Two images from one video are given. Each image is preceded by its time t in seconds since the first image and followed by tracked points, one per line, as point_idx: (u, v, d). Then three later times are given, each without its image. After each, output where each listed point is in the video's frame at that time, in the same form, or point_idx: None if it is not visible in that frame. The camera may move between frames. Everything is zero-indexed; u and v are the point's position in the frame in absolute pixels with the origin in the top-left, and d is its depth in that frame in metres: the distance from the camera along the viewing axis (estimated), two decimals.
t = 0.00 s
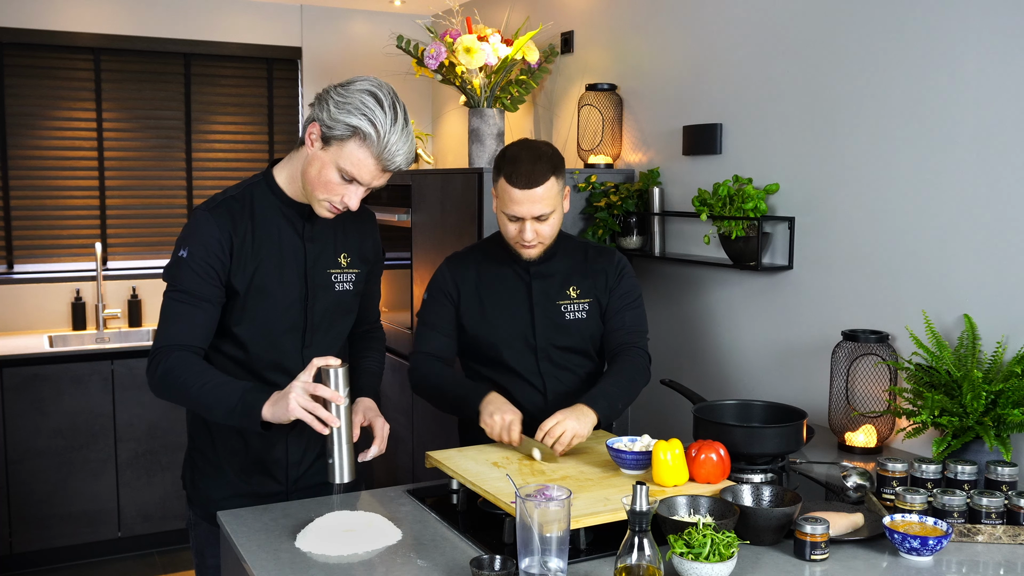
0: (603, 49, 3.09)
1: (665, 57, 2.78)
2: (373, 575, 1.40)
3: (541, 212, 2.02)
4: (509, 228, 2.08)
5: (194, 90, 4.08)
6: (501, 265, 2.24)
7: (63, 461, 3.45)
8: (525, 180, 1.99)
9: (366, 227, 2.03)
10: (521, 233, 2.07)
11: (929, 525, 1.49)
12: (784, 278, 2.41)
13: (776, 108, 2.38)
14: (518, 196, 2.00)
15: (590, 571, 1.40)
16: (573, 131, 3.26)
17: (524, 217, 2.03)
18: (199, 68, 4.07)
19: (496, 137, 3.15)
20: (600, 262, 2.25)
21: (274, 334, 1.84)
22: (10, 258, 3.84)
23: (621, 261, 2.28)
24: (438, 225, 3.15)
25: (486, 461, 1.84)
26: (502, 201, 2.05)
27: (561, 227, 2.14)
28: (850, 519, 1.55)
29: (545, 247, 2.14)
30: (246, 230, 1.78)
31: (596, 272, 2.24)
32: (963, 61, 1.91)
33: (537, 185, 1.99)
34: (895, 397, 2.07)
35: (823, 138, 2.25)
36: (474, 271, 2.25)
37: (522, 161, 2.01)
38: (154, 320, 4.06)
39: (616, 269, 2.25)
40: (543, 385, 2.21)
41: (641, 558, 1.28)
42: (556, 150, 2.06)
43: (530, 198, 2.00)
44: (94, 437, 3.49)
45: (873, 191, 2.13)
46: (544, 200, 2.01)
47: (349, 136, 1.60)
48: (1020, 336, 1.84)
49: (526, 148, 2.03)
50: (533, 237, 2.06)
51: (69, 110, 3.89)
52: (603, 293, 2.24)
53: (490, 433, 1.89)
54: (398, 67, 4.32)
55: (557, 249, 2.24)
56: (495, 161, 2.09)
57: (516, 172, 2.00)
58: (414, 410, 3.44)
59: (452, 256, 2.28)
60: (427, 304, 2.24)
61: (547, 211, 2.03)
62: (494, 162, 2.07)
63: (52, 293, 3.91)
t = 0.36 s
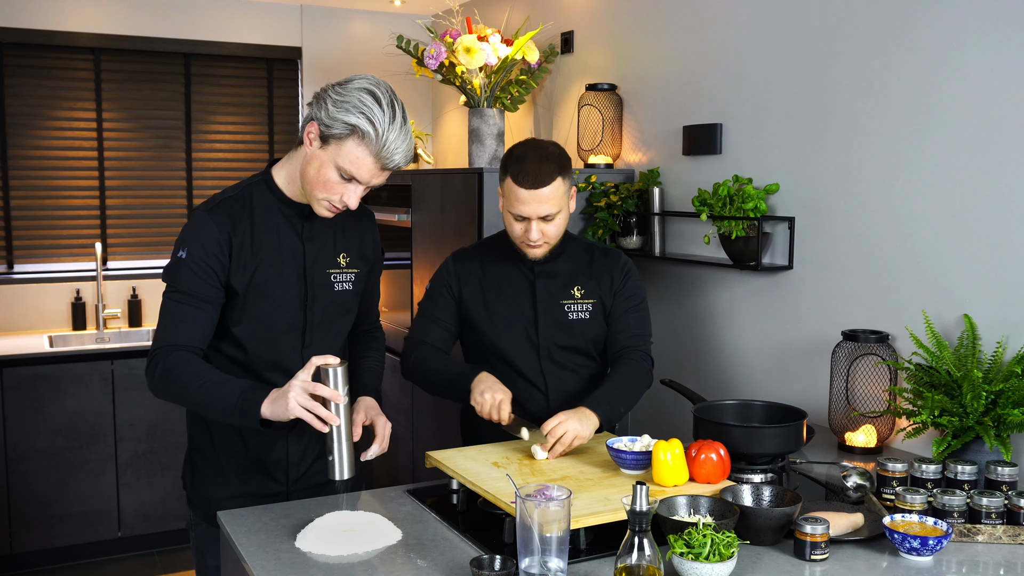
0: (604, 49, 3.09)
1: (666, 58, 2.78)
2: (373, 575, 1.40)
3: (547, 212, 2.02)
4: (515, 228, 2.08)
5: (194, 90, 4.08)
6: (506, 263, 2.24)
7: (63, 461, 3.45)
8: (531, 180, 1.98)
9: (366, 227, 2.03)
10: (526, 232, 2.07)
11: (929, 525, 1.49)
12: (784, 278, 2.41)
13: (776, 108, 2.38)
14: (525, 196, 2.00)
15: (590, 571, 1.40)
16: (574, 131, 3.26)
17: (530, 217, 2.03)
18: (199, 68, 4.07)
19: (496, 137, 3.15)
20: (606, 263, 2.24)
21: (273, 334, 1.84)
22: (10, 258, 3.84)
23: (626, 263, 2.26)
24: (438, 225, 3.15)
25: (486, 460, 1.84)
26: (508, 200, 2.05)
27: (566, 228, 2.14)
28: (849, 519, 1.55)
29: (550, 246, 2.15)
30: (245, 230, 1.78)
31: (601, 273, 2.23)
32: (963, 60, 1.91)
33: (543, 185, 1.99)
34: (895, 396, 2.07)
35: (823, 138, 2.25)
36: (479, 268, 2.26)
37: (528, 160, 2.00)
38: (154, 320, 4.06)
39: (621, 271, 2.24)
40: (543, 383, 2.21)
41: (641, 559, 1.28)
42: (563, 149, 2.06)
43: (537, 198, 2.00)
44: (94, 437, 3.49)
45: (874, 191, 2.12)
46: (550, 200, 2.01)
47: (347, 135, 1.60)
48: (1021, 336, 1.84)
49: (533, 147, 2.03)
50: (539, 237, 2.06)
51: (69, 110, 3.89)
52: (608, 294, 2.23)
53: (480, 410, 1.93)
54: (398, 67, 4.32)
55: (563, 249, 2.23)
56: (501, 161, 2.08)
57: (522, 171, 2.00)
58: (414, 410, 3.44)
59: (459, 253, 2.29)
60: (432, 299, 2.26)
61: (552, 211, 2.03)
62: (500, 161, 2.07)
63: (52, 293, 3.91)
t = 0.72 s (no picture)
0: (604, 49, 3.09)
1: (666, 58, 2.78)
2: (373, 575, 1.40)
3: (551, 211, 2.02)
4: (518, 227, 2.08)
5: (194, 90, 4.08)
6: (508, 263, 2.24)
7: (63, 461, 3.45)
8: (536, 179, 1.99)
9: (364, 226, 2.02)
10: (530, 231, 2.07)
11: (929, 525, 1.49)
12: (784, 278, 2.41)
13: (776, 109, 2.38)
14: (529, 195, 2.00)
15: (590, 571, 1.40)
16: (573, 131, 3.26)
17: (534, 215, 2.04)
18: (199, 68, 4.07)
19: (496, 137, 3.15)
20: (608, 264, 2.24)
21: (273, 334, 1.84)
22: (10, 258, 3.84)
23: (629, 264, 2.27)
24: (438, 225, 3.16)
25: (486, 460, 1.84)
26: (512, 198, 2.05)
27: (570, 227, 2.14)
28: (850, 519, 1.55)
29: (553, 246, 2.15)
30: (244, 231, 1.78)
31: (604, 274, 2.23)
32: (963, 60, 1.91)
33: (547, 184, 1.99)
34: (895, 396, 2.07)
35: (823, 138, 2.25)
36: (481, 267, 2.26)
37: (532, 159, 2.01)
38: (154, 320, 4.06)
39: (624, 272, 2.24)
40: (543, 383, 2.21)
41: (641, 559, 1.28)
42: (567, 148, 2.06)
43: (541, 196, 2.00)
44: (94, 436, 3.49)
45: (874, 192, 2.12)
46: (554, 198, 2.01)
47: (343, 132, 1.60)
48: (1021, 336, 1.84)
49: (537, 146, 2.03)
50: (542, 236, 2.07)
51: (69, 109, 3.89)
52: (610, 295, 2.23)
53: (498, 432, 1.89)
54: (398, 67, 4.32)
55: (565, 249, 2.24)
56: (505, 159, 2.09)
57: (527, 170, 2.00)
58: (414, 410, 3.44)
59: (462, 252, 2.29)
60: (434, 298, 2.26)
61: (557, 210, 2.04)
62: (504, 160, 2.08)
63: (52, 293, 3.90)
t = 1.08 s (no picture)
0: (604, 49, 3.09)
1: (665, 58, 2.78)
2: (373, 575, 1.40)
3: (559, 211, 2.03)
4: (526, 226, 2.09)
5: (194, 90, 4.08)
6: (514, 262, 2.24)
7: (63, 461, 3.45)
8: (544, 179, 1.99)
9: (359, 222, 2.02)
10: (538, 231, 2.08)
11: (929, 525, 1.49)
12: (784, 277, 2.41)
13: (776, 109, 2.38)
14: (537, 194, 2.01)
15: (590, 571, 1.40)
16: (574, 131, 3.26)
17: (541, 215, 2.04)
18: (199, 68, 4.07)
19: (496, 137, 3.14)
20: (613, 264, 2.24)
21: (271, 334, 1.84)
22: (10, 258, 3.84)
23: (633, 265, 2.27)
24: (437, 225, 3.16)
25: (487, 460, 1.84)
26: (520, 198, 2.06)
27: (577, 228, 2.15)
28: (849, 519, 1.55)
29: (560, 246, 2.15)
30: (237, 232, 1.78)
31: (608, 275, 2.23)
32: (963, 60, 1.91)
33: (555, 184, 2.00)
34: (895, 397, 2.07)
35: (823, 138, 2.25)
36: (486, 266, 2.26)
37: (541, 159, 2.01)
38: (154, 320, 4.06)
39: (628, 274, 2.25)
40: (546, 383, 2.21)
41: (641, 559, 1.28)
42: (576, 150, 2.07)
43: (549, 196, 2.01)
44: (94, 436, 3.49)
45: (875, 192, 2.12)
46: (562, 198, 2.02)
47: (327, 124, 1.59)
48: (1021, 336, 1.84)
49: (546, 146, 2.04)
50: (550, 236, 2.07)
51: (69, 109, 3.89)
52: (614, 296, 2.23)
53: (479, 407, 1.95)
54: (398, 67, 4.33)
55: (571, 249, 2.23)
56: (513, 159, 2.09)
57: (535, 169, 2.01)
58: (414, 410, 3.44)
59: (467, 250, 2.29)
60: (438, 295, 2.26)
61: (564, 211, 2.04)
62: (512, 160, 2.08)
63: (52, 293, 3.90)
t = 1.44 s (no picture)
0: (604, 49, 3.09)
1: (665, 58, 2.78)
2: None
3: (560, 210, 2.03)
4: (527, 226, 2.09)
5: (194, 90, 4.08)
6: (515, 263, 2.24)
7: (63, 461, 3.45)
8: (545, 178, 2.00)
9: (368, 221, 1.98)
10: (538, 230, 2.08)
11: (929, 525, 1.49)
12: (785, 278, 2.41)
13: (776, 109, 2.38)
14: (539, 193, 2.01)
15: (590, 571, 1.40)
16: (574, 131, 3.26)
17: (543, 214, 2.04)
18: (199, 67, 4.07)
19: (496, 137, 3.15)
20: (614, 264, 2.25)
21: (271, 335, 1.83)
22: (10, 258, 3.84)
23: (634, 266, 2.27)
24: (437, 225, 3.16)
25: (487, 460, 1.84)
26: (521, 197, 2.06)
27: (578, 227, 2.15)
28: (850, 519, 1.55)
29: (561, 246, 2.16)
30: (235, 233, 1.79)
31: (609, 275, 2.23)
32: (963, 60, 1.91)
33: (556, 183, 2.00)
34: (895, 397, 2.07)
35: (823, 138, 2.25)
36: (487, 266, 2.26)
37: (542, 158, 2.01)
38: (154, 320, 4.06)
39: (629, 274, 2.25)
40: (547, 383, 2.21)
41: (641, 558, 1.28)
42: (577, 148, 2.07)
43: (550, 196, 2.01)
44: (94, 436, 3.49)
45: (875, 192, 2.12)
46: (563, 197, 2.02)
47: (304, 109, 1.58)
48: (1021, 336, 1.84)
49: (547, 145, 2.04)
50: (551, 236, 2.07)
51: (69, 109, 3.89)
52: (615, 296, 2.23)
53: (501, 425, 1.91)
54: (398, 67, 4.33)
55: (571, 249, 2.24)
56: (514, 159, 2.09)
57: (537, 169, 2.01)
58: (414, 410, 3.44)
59: (468, 251, 2.29)
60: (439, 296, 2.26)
61: (566, 209, 2.04)
62: (513, 159, 2.08)
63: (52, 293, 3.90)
